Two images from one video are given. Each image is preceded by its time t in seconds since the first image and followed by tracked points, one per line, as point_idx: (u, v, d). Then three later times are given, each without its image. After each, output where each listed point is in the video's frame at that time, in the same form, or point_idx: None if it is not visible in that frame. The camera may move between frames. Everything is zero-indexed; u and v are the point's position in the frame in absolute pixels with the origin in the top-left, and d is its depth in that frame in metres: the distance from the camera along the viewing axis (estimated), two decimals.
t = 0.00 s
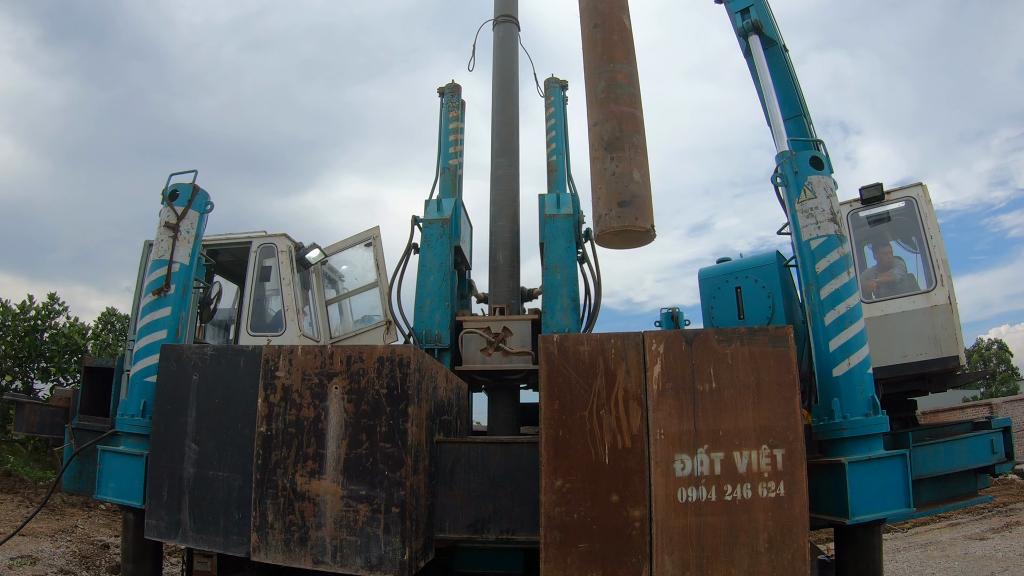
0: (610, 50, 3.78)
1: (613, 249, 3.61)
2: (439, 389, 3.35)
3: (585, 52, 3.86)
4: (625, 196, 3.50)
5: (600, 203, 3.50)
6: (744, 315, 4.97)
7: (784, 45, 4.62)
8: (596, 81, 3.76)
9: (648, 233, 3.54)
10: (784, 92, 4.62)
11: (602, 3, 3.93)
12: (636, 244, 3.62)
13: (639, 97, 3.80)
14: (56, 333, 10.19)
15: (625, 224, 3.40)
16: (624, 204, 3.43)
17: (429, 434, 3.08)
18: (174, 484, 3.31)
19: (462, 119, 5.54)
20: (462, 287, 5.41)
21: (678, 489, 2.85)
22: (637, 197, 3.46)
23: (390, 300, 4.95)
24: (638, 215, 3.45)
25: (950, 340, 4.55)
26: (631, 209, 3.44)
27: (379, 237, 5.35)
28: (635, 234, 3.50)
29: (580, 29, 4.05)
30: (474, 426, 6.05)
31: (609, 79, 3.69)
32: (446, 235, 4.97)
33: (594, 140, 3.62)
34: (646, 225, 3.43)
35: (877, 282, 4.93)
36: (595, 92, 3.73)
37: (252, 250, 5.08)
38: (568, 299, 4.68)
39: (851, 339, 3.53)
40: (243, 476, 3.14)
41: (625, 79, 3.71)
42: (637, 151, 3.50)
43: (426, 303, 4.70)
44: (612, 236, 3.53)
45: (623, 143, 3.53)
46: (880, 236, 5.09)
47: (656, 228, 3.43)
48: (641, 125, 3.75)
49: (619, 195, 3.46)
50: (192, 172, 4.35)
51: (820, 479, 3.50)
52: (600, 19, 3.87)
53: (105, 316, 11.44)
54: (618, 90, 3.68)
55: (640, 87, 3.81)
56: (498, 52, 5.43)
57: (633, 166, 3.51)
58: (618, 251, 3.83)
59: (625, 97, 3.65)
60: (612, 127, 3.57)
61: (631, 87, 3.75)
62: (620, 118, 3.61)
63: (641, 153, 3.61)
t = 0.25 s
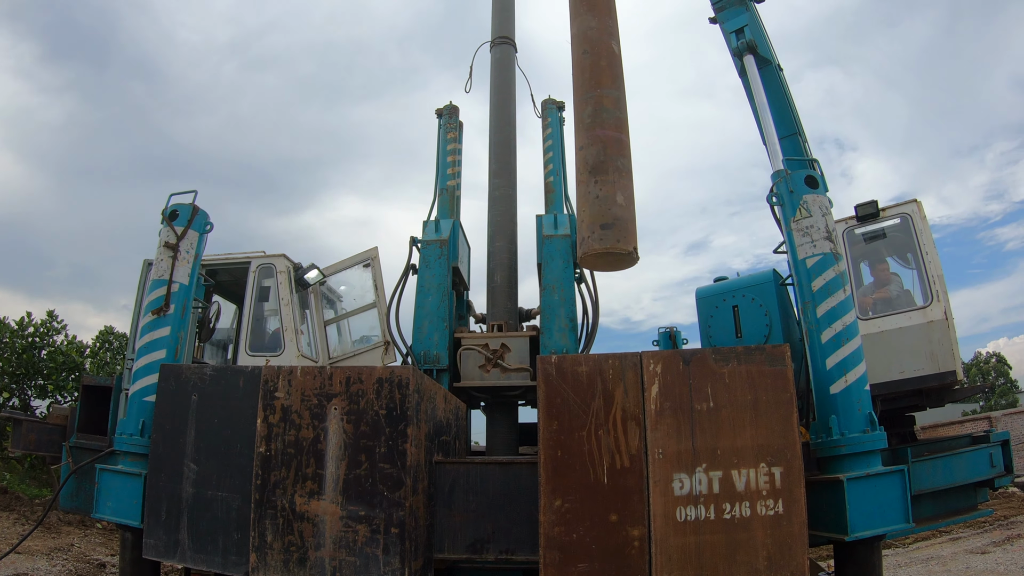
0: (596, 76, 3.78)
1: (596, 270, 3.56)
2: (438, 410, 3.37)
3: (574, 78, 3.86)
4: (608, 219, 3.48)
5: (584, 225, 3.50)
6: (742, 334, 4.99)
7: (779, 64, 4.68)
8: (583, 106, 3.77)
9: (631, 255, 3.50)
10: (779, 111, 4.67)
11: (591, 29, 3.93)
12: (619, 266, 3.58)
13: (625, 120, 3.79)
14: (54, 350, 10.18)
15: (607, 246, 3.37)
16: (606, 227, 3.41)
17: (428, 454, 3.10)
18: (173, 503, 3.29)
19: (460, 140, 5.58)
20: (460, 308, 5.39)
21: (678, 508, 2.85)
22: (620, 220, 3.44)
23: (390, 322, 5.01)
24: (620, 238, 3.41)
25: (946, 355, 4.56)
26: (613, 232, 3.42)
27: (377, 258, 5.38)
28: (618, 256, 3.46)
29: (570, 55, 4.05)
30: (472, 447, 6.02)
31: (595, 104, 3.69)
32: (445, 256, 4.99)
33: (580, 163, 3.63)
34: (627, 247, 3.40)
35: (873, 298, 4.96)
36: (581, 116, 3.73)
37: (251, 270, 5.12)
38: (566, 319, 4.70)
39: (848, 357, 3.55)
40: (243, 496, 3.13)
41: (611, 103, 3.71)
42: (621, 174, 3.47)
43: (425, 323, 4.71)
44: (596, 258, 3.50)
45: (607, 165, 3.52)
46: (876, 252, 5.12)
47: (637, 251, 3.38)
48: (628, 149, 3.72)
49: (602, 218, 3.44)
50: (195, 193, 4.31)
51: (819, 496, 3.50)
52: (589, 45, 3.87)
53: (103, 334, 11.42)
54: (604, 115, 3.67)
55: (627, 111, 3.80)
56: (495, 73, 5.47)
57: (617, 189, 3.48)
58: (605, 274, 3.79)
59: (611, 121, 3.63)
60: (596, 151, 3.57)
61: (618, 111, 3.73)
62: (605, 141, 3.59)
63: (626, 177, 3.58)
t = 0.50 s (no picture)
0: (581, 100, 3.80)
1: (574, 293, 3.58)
2: (433, 431, 3.37)
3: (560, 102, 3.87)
4: (588, 242, 3.49)
5: (564, 248, 3.52)
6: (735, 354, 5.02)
7: (770, 84, 4.75)
8: (568, 130, 3.77)
9: (611, 277, 3.52)
10: (771, 129, 4.74)
11: (577, 54, 3.96)
12: (598, 288, 3.60)
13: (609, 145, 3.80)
14: (47, 368, 10.13)
15: (586, 269, 3.39)
16: (587, 250, 3.42)
17: (422, 476, 3.11)
18: (165, 527, 3.19)
19: (454, 160, 5.61)
20: (454, 329, 5.39)
21: (672, 528, 2.85)
22: (600, 243, 3.46)
23: (384, 342, 5.01)
24: (599, 260, 3.44)
25: (940, 370, 4.60)
26: (593, 254, 3.44)
27: (372, 278, 5.39)
28: (597, 278, 3.48)
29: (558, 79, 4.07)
30: (468, 467, 6.00)
31: (579, 128, 3.71)
32: (438, 277, 4.99)
33: (562, 187, 3.65)
34: (607, 269, 3.42)
35: (866, 316, 4.99)
36: (564, 140, 3.75)
37: (246, 290, 5.13)
38: (561, 339, 4.72)
39: (841, 375, 3.56)
40: (237, 517, 3.09)
41: (595, 128, 3.72)
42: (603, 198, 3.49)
43: (420, 344, 4.69)
44: (577, 280, 3.52)
45: (589, 189, 3.54)
46: (868, 270, 5.14)
47: (617, 273, 3.40)
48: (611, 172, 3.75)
49: (583, 241, 3.45)
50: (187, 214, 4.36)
51: (815, 514, 3.50)
52: (575, 70, 3.90)
53: (96, 353, 11.37)
54: (588, 139, 3.68)
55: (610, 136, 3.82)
56: (488, 94, 5.52)
57: (599, 212, 3.50)
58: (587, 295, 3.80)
59: (594, 145, 3.64)
60: (578, 175, 3.60)
61: (602, 135, 3.75)
62: (588, 166, 3.61)
63: (608, 200, 3.59)
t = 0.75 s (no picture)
0: (570, 122, 3.83)
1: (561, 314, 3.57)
2: (430, 451, 3.37)
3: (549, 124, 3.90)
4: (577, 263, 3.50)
5: (553, 269, 3.54)
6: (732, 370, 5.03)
7: (764, 101, 4.81)
8: (557, 152, 3.79)
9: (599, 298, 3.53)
10: (765, 145, 4.78)
11: (567, 77, 3.99)
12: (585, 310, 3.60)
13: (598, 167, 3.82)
14: (44, 386, 10.11)
15: (574, 290, 3.40)
16: (575, 271, 3.44)
17: (420, 495, 3.12)
18: (163, 547, 3.16)
19: (450, 180, 5.63)
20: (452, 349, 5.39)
21: (670, 545, 2.84)
22: (588, 264, 3.47)
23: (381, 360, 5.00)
24: (587, 282, 3.44)
25: (937, 383, 4.60)
26: (581, 276, 3.44)
27: (369, 297, 5.40)
28: (585, 300, 3.48)
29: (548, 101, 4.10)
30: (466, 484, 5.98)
31: (568, 150, 3.73)
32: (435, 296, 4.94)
33: (551, 209, 3.66)
34: (595, 291, 3.43)
35: (863, 329, 5.01)
36: (553, 163, 3.77)
37: (243, 310, 5.12)
38: (557, 359, 4.69)
39: (838, 390, 3.57)
40: (234, 538, 3.07)
41: (584, 150, 3.74)
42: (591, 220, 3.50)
43: (416, 364, 4.64)
44: (565, 301, 3.53)
45: (578, 211, 3.55)
46: (864, 283, 5.17)
47: (605, 295, 3.41)
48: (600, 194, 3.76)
49: (571, 262, 3.47)
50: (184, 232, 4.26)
51: (813, 529, 3.48)
52: (564, 91, 3.93)
53: (93, 371, 11.35)
54: (577, 161, 3.70)
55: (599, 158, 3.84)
56: (484, 113, 5.56)
57: (587, 234, 3.51)
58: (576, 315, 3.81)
59: (584, 167, 3.67)
60: (567, 197, 3.61)
61: (591, 157, 3.77)
62: (577, 188, 3.63)
63: (596, 222, 3.60)
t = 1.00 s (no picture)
0: (565, 136, 3.85)
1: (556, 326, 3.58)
2: (427, 463, 3.36)
3: (543, 138, 3.92)
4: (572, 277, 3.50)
5: (547, 282, 3.54)
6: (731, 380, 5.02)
7: (759, 111, 4.83)
8: (551, 166, 3.81)
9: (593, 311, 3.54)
10: (761, 155, 4.80)
11: (560, 90, 4.02)
12: (580, 322, 3.60)
13: (592, 180, 3.84)
14: (42, 398, 10.09)
15: (569, 304, 3.40)
16: (570, 285, 3.44)
17: (417, 508, 3.10)
18: (159, 559, 3.14)
19: (447, 192, 5.64)
20: (449, 361, 5.38)
21: (669, 557, 2.83)
22: (583, 278, 3.48)
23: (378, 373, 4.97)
24: (581, 295, 3.45)
25: (935, 390, 4.60)
26: (576, 290, 3.44)
27: (366, 309, 5.40)
28: (579, 314, 3.49)
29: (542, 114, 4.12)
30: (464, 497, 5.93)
31: (562, 164, 3.74)
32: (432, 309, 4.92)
33: (545, 223, 3.67)
34: (589, 304, 3.44)
35: (860, 337, 5.02)
36: (547, 177, 3.78)
37: (240, 322, 5.11)
38: (555, 370, 4.65)
39: (836, 399, 3.57)
40: (231, 551, 3.05)
41: (578, 164, 3.76)
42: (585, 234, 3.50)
43: (414, 376, 4.61)
44: (559, 314, 3.53)
45: (572, 225, 3.56)
46: (861, 292, 5.18)
47: (599, 309, 3.42)
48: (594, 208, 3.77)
49: (566, 276, 3.47)
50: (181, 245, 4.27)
51: (813, 539, 3.47)
52: (558, 105, 3.95)
53: (91, 383, 11.32)
54: (571, 175, 3.72)
55: (594, 171, 3.85)
56: (480, 125, 5.58)
57: (581, 248, 3.51)
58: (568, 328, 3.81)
59: (578, 181, 3.69)
60: (561, 211, 3.62)
61: (585, 171, 3.78)
62: (571, 202, 3.63)
63: (590, 236, 3.60)
